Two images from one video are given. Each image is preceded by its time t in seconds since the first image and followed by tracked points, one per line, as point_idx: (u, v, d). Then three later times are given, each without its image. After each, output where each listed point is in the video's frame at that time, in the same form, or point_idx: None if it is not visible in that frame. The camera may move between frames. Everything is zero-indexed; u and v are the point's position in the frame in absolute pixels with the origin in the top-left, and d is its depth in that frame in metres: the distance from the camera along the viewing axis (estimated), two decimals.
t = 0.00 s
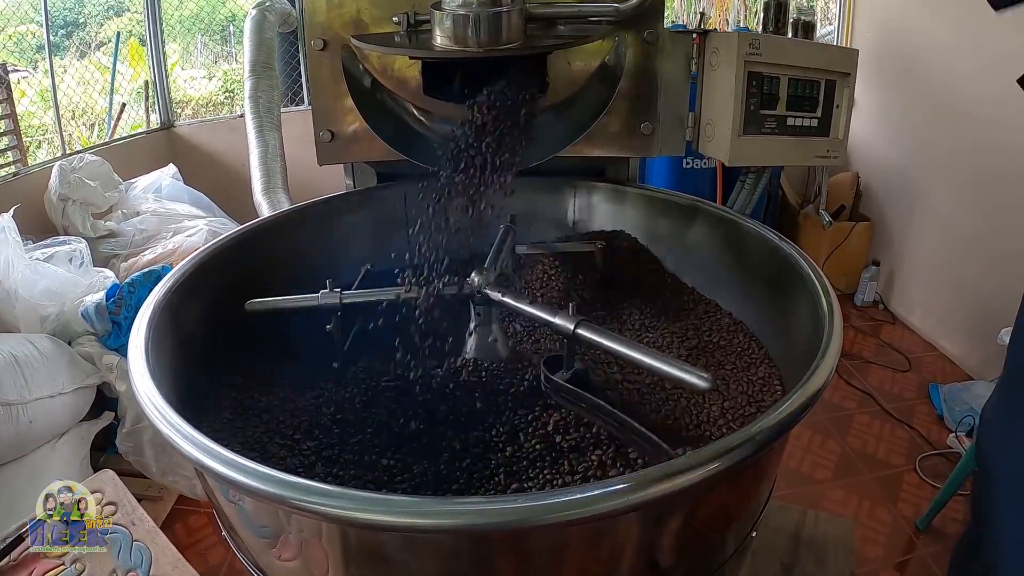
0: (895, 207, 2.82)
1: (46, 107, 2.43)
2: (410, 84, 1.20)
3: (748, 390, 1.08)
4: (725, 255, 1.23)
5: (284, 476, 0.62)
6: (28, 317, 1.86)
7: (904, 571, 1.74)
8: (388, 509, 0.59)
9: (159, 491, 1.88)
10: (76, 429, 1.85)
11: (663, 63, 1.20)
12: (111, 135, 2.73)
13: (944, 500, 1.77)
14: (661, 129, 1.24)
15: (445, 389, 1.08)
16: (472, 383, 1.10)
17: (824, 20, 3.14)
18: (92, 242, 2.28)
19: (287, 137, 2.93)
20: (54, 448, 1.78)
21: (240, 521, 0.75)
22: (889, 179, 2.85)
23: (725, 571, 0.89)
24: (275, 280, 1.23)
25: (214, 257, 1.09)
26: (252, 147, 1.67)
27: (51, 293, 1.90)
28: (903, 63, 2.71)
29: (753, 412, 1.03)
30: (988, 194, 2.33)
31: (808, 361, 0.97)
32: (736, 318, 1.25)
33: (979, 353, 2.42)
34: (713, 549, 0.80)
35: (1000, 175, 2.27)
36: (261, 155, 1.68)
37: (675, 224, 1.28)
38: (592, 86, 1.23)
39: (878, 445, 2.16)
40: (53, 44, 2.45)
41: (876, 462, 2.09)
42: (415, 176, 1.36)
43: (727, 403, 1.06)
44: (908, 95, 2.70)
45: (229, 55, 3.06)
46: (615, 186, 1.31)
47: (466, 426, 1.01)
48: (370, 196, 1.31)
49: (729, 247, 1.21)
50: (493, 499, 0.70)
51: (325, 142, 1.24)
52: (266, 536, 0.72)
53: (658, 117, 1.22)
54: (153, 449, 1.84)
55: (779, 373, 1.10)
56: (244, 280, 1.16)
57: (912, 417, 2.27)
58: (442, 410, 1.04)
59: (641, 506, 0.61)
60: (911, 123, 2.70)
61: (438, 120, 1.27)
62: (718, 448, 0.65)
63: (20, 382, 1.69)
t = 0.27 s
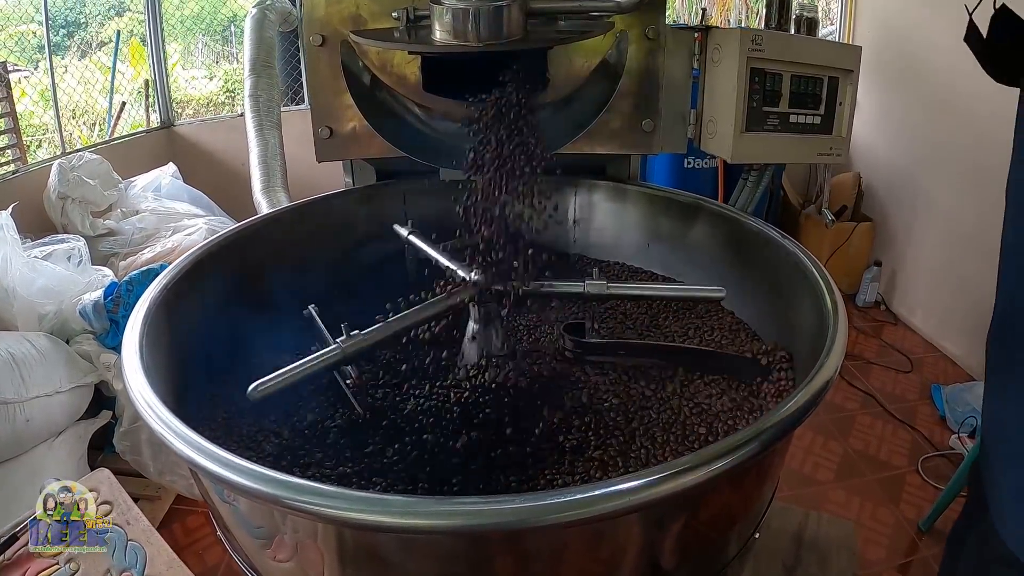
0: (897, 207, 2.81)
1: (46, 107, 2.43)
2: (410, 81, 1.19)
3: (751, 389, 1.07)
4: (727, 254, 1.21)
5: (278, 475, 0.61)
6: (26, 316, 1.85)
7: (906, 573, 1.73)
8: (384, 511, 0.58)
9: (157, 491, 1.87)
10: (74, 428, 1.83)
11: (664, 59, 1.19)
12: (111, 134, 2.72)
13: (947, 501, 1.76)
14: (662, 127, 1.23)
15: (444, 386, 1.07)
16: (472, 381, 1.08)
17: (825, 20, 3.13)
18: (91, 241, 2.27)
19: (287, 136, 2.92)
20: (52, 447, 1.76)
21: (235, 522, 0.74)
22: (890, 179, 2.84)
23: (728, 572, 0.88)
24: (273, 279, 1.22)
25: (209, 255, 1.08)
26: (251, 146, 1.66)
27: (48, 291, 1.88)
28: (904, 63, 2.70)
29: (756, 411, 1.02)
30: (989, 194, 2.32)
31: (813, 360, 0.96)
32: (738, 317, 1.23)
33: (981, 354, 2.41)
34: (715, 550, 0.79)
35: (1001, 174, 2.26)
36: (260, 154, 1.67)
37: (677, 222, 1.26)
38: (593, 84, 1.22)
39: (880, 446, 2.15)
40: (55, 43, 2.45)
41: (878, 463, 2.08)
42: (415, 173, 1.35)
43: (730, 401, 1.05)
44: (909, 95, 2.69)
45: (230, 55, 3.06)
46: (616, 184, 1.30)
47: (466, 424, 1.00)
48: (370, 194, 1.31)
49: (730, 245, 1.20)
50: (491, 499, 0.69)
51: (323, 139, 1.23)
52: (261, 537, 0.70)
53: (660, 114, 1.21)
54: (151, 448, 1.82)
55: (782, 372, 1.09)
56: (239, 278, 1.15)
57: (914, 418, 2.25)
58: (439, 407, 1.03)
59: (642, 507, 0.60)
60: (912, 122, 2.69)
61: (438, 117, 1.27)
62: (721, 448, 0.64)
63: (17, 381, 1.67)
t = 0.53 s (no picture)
0: (898, 207, 2.80)
1: (47, 107, 2.42)
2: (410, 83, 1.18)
3: (753, 389, 1.06)
4: (728, 253, 1.20)
5: (273, 478, 0.60)
6: (25, 316, 1.85)
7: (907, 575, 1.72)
8: (381, 514, 0.57)
9: (155, 491, 1.86)
10: (72, 428, 1.83)
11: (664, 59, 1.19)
12: (111, 134, 2.72)
13: (948, 503, 1.75)
14: (663, 126, 1.22)
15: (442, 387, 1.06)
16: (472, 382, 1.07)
17: (826, 21, 3.12)
18: (91, 241, 2.26)
19: (287, 137, 2.91)
20: (50, 447, 1.76)
21: (231, 524, 0.73)
22: (891, 180, 2.83)
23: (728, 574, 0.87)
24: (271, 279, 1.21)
25: (207, 255, 1.07)
26: (251, 146, 1.65)
27: (47, 291, 1.88)
28: (905, 63, 2.70)
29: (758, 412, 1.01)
30: (990, 196, 2.31)
31: (813, 361, 0.95)
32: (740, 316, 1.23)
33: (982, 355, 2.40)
34: (715, 553, 0.78)
35: (1002, 175, 2.26)
36: (260, 153, 1.67)
37: (677, 223, 1.26)
38: (594, 84, 1.21)
39: (881, 447, 2.14)
40: (56, 43, 2.45)
41: (879, 465, 2.07)
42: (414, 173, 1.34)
43: (732, 402, 1.04)
44: (910, 95, 2.68)
45: (231, 55, 3.05)
46: (616, 186, 1.29)
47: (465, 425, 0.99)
48: (369, 194, 1.30)
49: (731, 246, 1.20)
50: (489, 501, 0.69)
51: (322, 139, 1.22)
52: (257, 539, 0.70)
53: (660, 114, 1.20)
54: (150, 449, 1.82)
55: (784, 372, 1.08)
56: (237, 279, 1.14)
57: (915, 420, 2.24)
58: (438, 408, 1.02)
59: (641, 511, 0.60)
60: (913, 123, 2.68)
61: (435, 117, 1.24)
62: (722, 451, 0.63)
63: (16, 381, 1.67)
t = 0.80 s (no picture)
0: (899, 209, 2.80)
1: (49, 107, 2.42)
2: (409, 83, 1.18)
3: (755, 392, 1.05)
4: (729, 255, 1.20)
5: (272, 483, 0.60)
6: (25, 316, 1.84)
7: None
8: (380, 520, 0.56)
9: (154, 492, 1.86)
10: (72, 429, 1.82)
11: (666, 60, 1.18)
12: (112, 135, 2.72)
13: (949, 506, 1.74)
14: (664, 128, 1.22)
15: (441, 387, 1.06)
16: (471, 383, 1.06)
17: (827, 22, 3.12)
18: (90, 241, 2.26)
19: (287, 137, 2.91)
20: (50, 449, 1.75)
21: (230, 527, 0.73)
22: (892, 182, 2.83)
23: None
24: (270, 281, 1.21)
25: (206, 256, 1.07)
26: (252, 146, 1.64)
27: (47, 291, 1.88)
28: (906, 65, 2.69)
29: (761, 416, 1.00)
30: (991, 197, 2.31)
31: (815, 365, 0.95)
32: (741, 318, 1.22)
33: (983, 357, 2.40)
34: (717, 557, 0.78)
35: (1003, 177, 2.25)
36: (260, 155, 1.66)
37: (679, 224, 1.25)
38: (595, 85, 1.21)
39: (882, 449, 2.13)
40: (57, 44, 2.45)
41: (880, 467, 2.07)
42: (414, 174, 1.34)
43: (734, 404, 1.03)
44: (911, 97, 2.68)
45: (231, 56, 3.05)
46: (617, 187, 1.28)
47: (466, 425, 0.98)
48: (369, 195, 1.30)
49: (733, 247, 1.19)
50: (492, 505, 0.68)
51: (322, 139, 1.22)
52: (255, 542, 0.69)
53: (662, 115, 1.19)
54: (149, 451, 1.81)
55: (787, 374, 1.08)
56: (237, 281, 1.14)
57: (916, 422, 2.24)
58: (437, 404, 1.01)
59: (642, 517, 0.59)
60: (914, 125, 2.68)
61: (438, 118, 1.23)
62: (725, 456, 0.63)
63: (15, 382, 1.67)
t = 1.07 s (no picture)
0: (899, 210, 2.79)
1: (49, 107, 2.42)
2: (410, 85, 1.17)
3: (758, 395, 1.05)
4: (731, 256, 1.20)
5: (274, 485, 0.60)
6: (25, 316, 1.84)
7: None
8: (383, 523, 0.56)
9: (155, 493, 1.85)
10: (72, 430, 1.82)
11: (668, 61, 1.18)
12: (112, 135, 2.71)
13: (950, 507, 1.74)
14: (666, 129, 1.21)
15: (442, 387, 1.06)
16: (472, 384, 1.06)
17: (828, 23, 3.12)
18: (91, 241, 2.25)
19: (288, 138, 2.90)
20: (50, 449, 1.75)
21: (231, 529, 0.73)
22: (893, 183, 2.82)
23: None
24: (270, 282, 1.21)
25: (207, 257, 1.07)
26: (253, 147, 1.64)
27: (47, 292, 1.88)
28: (907, 66, 2.69)
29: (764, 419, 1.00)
30: (992, 198, 2.31)
31: (817, 367, 0.94)
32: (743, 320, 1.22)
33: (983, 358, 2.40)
34: (721, 558, 0.78)
35: (1004, 179, 2.25)
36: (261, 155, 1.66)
37: (680, 225, 1.25)
38: (596, 88, 1.20)
39: (883, 451, 2.13)
40: (58, 44, 2.45)
41: (882, 468, 2.07)
42: (415, 175, 1.33)
43: (737, 406, 1.03)
44: (912, 98, 2.68)
45: (232, 56, 3.05)
46: (619, 188, 1.28)
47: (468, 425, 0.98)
48: (369, 196, 1.29)
49: (734, 249, 1.19)
50: (495, 507, 0.68)
51: (324, 140, 1.22)
52: (257, 544, 0.69)
53: (664, 117, 1.19)
54: (149, 452, 1.81)
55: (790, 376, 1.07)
56: (236, 282, 1.14)
57: (917, 423, 2.24)
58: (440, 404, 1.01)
59: (646, 520, 0.59)
60: (915, 126, 2.67)
61: (438, 118, 1.23)
62: (729, 459, 0.63)
63: (15, 382, 1.66)
